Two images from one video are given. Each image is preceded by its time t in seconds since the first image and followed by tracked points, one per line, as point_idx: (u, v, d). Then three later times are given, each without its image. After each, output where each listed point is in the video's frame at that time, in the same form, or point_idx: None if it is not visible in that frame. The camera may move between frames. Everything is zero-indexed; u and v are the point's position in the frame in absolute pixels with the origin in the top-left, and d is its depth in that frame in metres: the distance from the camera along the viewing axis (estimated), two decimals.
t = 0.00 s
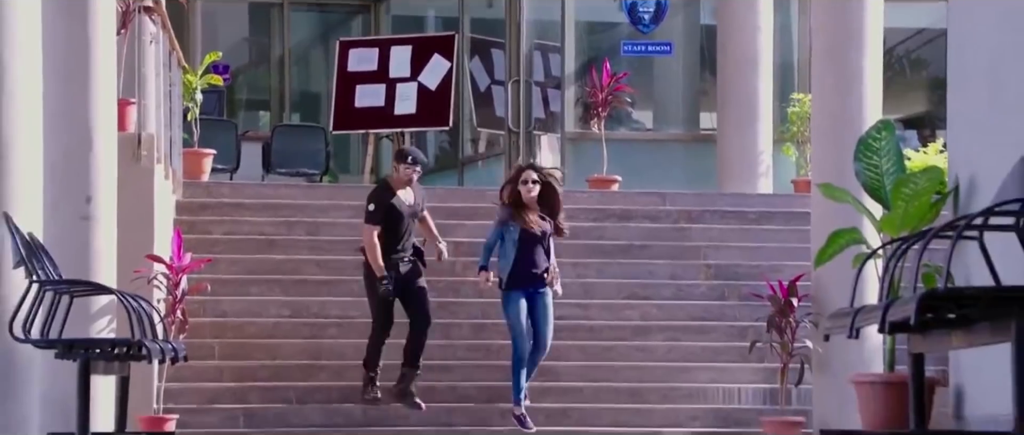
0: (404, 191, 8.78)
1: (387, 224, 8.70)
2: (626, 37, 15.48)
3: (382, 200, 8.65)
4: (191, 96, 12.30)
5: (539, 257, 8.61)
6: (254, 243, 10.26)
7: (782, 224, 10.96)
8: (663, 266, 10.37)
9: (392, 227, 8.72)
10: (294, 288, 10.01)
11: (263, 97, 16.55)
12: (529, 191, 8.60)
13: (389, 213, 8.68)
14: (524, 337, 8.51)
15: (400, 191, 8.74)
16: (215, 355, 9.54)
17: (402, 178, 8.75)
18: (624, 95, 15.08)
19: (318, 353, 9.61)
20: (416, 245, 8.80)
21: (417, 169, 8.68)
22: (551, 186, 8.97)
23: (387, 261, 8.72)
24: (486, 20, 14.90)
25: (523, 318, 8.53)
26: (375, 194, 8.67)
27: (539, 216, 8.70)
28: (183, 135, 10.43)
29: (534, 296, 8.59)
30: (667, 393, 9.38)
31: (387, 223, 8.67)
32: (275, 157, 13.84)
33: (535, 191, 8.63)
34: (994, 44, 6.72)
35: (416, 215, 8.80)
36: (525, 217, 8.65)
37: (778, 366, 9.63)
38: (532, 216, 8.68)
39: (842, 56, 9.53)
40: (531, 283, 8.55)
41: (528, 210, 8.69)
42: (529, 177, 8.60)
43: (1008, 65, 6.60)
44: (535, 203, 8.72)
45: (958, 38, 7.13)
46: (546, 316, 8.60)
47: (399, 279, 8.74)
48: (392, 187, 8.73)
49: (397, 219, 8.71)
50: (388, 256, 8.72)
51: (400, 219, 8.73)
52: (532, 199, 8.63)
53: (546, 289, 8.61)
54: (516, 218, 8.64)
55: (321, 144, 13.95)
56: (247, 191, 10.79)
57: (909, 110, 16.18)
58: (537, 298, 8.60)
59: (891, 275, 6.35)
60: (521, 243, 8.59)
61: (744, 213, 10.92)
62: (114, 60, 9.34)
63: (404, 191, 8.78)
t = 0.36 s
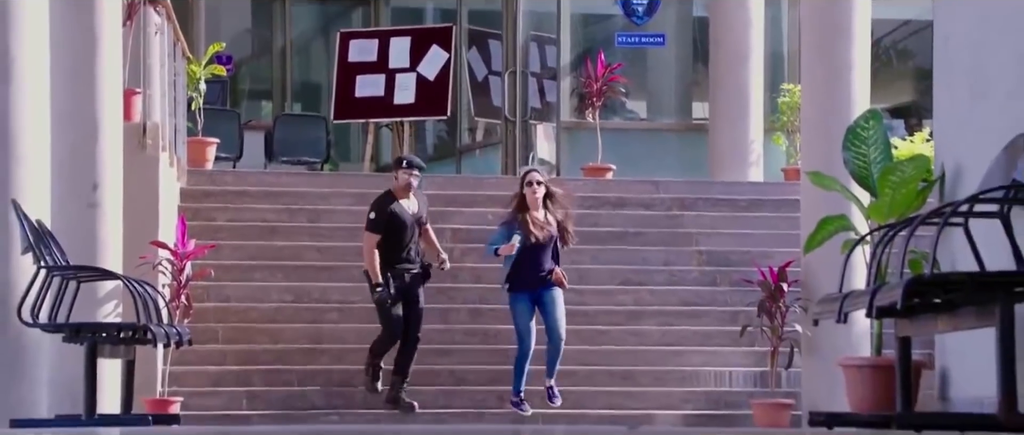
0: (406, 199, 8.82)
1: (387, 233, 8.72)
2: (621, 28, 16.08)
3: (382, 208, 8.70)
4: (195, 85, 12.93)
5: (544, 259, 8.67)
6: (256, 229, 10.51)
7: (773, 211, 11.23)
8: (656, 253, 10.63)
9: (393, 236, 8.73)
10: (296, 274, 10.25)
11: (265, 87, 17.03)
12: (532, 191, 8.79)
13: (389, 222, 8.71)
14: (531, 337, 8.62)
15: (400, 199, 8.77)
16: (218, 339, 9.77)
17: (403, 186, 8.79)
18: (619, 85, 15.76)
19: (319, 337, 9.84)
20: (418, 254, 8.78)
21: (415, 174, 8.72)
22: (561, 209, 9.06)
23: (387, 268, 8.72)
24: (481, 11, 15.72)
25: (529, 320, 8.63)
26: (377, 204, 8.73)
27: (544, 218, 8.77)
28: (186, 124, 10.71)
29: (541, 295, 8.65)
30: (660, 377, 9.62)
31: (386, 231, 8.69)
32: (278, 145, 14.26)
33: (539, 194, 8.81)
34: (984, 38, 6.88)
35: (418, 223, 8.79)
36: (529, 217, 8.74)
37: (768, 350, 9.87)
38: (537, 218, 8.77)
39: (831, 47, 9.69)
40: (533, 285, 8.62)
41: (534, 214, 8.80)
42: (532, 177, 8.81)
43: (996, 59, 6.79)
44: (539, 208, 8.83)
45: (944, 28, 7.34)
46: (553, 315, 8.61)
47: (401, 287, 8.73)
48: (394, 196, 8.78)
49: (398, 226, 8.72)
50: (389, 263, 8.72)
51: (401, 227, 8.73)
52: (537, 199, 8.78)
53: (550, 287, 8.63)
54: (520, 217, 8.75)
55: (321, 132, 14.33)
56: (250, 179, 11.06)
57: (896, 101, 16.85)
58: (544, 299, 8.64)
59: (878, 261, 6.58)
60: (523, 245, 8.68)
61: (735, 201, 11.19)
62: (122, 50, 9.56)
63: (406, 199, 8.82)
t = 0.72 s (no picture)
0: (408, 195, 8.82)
1: (387, 228, 8.72)
2: (613, 20, 16.72)
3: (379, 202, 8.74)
4: (197, 76, 13.56)
5: (553, 242, 8.50)
6: (256, 217, 10.80)
7: (762, 199, 11.55)
8: (647, 240, 10.91)
9: (394, 231, 8.73)
10: (296, 260, 10.51)
11: (265, 77, 17.61)
12: (537, 178, 8.60)
13: (390, 217, 8.71)
14: (535, 324, 8.48)
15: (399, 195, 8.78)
16: (220, 324, 9.98)
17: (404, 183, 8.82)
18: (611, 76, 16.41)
19: (319, 323, 10.06)
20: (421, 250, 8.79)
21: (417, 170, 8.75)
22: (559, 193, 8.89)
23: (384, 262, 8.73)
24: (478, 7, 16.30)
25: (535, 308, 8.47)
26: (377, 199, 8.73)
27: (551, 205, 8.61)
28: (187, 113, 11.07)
29: (548, 282, 8.47)
30: (651, 361, 9.85)
31: (383, 225, 8.72)
32: (278, 135, 14.82)
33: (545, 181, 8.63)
34: (970, 31, 7.08)
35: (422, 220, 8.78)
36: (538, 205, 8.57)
37: (757, 334, 10.11)
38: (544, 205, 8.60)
39: (820, 38, 9.81)
40: (541, 270, 8.45)
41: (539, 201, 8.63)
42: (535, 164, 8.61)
43: (982, 51, 7.00)
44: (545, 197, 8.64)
45: (930, 21, 7.53)
46: (558, 304, 8.45)
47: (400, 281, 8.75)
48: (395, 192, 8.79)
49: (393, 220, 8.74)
50: (390, 258, 8.71)
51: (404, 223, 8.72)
52: (542, 186, 8.60)
53: (558, 273, 8.46)
54: (529, 208, 8.56)
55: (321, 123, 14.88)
56: (251, 167, 11.37)
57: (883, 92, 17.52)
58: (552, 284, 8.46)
59: (864, 248, 6.77)
60: (532, 231, 8.52)
61: (725, 188, 11.50)
62: (125, 41, 9.77)
63: (408, 197, 8.82)
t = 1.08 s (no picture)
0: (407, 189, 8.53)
1: (386, 218, 8.43)
2: (607, 13, 17.03)
3: (377, 193, 8.47)
4: (196, 67, 13.84)
5: (562, 246, 8.26)
6: (257, 206, 11.06)
7: (752, 188, 11.84)
8: (640, 229, 11.15)
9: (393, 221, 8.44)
10: (295, 248, 10.74)
11: (265, 68, 18.11)
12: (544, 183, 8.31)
13: (388, 207, 8.44)
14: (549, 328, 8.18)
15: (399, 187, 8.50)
16: (220, 310, 10.18)
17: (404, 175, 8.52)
18: (605, 67, 16.89)
19: (317, 310, 10.25)
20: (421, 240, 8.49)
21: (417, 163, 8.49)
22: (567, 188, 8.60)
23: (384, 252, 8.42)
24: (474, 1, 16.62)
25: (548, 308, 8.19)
26: (375, 190, 8.47)
27: (558, 208, 8.34)
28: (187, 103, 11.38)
29: (557, 285, 8.27)
30: (645, 347, 10.03)
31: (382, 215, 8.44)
32: (278, 124, 15.08)
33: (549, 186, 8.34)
34: (957, 24, 7.22)
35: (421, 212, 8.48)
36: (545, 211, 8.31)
37: (748, 321, 10.30)
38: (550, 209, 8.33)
39: (808, 26, 9.97)
40: (551, 273, 8.23)
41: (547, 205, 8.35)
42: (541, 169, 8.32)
43: (968, 43, 7.13)
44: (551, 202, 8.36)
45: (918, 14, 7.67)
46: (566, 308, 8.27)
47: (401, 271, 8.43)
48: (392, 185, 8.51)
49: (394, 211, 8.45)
50: (389, 246, 8.40)
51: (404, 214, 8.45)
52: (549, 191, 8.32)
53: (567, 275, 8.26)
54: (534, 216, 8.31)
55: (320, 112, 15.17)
56: (252, 157, 11.71)
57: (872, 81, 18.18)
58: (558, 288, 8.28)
59: (852, 237, 6.91)
60: (535, 237, 8.26)
61: (716, 178, 11.80)
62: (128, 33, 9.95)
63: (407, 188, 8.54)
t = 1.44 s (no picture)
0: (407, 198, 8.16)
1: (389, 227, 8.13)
2: (603, 8, 17.61)
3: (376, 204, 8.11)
4: (196, 61, 14.08)
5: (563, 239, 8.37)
6: (257, 198, 11.26)
7: (745, 181, 12.07)
8: (636, 221, 11.34)
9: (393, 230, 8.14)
10: (294, 240, 10.90)
11: (265, 62, 18.86)
12: (544, 174, 8.37)
13: (389, 219, 8.11)
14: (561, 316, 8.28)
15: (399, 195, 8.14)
16: (219, 302, 10.29)
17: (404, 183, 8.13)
18: (600, 61, 17.37)
19: (315, 301, 10.38)
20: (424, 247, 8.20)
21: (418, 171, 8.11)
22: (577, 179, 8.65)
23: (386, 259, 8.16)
24: None
25: (553, 285, 8.24)
26: (375, 201, 8.10)
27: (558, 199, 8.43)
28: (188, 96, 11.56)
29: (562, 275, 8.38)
30: (639, 338, 10.16)
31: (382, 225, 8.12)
32: (276, 117, 15.51)
33: (551, 177, 8.41)
34: (948, 18, 7.32)
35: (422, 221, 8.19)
36: (542, 201, 8.42)
37: (741, 312, 10.44)
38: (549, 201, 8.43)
39: (800, 21, 10.08)
40: (557, 262, 8.36)
41: (546, 196, 8.45)
42: (541, 159, 8.38)
43: (957, 36, 7.22)
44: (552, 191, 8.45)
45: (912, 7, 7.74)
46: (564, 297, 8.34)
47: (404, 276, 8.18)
48: (392, 195, 8.13)
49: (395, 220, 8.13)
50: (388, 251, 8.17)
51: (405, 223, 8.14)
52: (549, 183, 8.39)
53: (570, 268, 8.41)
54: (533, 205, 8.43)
55: (318, 106, 15.56)
56: (252, 150, 11.94)
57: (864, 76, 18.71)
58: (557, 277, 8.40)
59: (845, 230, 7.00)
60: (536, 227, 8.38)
61: (709, 171, 12.03)
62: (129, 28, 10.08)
63: (407, 197, 8.16)
